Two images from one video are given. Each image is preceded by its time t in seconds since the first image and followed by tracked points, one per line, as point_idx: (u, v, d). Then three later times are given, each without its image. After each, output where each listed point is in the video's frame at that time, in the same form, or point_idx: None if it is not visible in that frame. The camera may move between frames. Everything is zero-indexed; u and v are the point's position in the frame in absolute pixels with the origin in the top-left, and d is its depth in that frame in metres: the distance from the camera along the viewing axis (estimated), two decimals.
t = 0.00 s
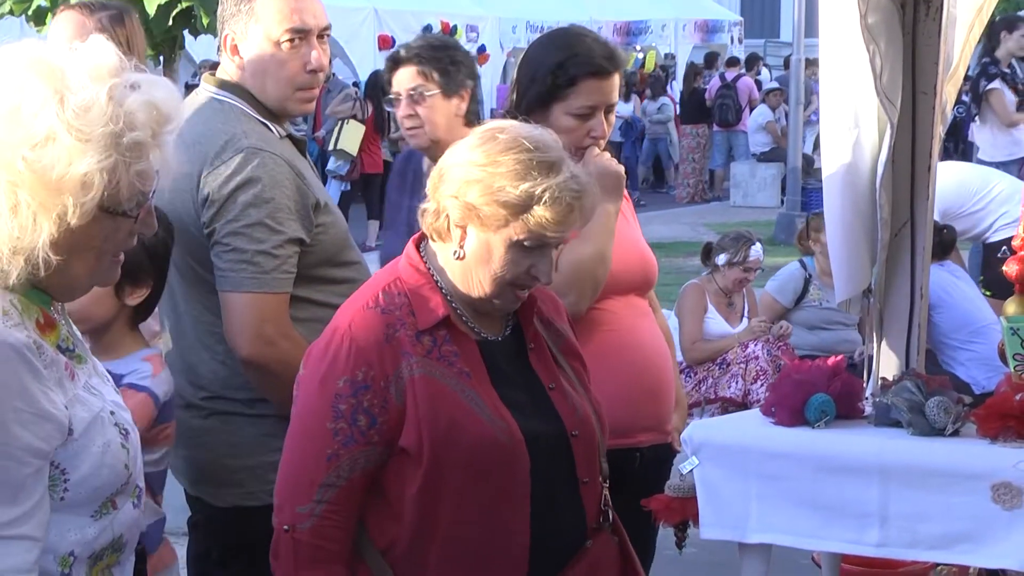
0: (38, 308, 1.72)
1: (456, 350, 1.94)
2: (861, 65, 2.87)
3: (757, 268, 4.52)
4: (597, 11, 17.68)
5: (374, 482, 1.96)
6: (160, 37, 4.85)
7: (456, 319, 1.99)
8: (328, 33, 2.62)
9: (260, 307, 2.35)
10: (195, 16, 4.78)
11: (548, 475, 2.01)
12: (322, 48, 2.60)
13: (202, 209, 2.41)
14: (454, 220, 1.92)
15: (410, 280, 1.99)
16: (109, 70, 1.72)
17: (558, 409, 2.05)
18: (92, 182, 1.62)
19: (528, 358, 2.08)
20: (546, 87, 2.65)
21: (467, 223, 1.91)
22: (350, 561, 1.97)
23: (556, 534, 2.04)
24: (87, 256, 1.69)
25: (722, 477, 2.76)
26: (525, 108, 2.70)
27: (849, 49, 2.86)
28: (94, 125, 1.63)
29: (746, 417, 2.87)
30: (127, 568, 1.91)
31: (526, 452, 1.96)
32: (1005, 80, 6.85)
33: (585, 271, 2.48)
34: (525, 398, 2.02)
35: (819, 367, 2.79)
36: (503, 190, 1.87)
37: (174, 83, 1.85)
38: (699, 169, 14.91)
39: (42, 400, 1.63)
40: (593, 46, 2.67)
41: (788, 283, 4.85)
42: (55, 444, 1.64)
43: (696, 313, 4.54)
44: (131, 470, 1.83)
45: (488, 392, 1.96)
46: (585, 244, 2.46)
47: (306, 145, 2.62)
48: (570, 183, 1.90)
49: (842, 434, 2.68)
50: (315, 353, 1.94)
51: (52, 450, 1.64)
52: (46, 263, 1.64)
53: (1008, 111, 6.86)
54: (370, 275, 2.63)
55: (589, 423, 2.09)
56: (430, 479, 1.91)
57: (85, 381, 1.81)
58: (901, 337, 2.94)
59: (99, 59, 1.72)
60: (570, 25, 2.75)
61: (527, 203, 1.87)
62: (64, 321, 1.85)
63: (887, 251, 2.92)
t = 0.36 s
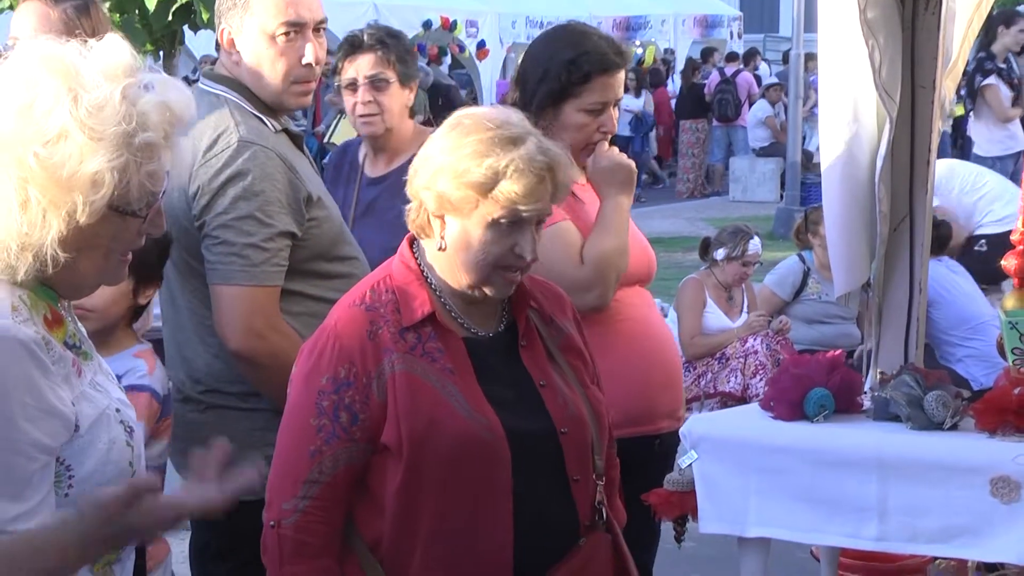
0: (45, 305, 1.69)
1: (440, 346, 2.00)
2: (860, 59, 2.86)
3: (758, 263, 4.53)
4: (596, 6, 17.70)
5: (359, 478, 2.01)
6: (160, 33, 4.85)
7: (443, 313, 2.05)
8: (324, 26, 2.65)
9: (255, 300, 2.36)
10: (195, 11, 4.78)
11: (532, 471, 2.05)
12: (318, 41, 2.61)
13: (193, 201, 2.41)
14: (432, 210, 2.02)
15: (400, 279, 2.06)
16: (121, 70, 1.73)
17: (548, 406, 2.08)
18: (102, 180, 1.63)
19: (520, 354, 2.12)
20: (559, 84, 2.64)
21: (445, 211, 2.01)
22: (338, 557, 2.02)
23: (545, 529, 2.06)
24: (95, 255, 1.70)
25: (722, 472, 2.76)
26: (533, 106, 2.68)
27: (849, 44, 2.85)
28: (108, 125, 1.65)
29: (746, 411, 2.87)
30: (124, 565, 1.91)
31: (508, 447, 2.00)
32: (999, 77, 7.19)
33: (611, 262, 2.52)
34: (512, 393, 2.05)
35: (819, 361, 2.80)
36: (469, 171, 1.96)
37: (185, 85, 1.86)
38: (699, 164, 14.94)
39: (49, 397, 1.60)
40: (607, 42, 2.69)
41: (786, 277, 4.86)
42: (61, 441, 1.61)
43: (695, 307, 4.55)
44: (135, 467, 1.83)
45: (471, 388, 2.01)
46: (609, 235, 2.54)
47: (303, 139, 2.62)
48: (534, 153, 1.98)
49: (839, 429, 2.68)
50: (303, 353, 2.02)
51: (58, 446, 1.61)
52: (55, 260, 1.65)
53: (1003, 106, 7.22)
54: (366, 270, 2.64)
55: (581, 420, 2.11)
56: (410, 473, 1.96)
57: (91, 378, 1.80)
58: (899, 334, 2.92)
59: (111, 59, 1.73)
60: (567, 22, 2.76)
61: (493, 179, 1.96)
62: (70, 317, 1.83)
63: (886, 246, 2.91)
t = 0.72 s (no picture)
0: (57, 300, 1.81)
1: (434, 343, 2.09)
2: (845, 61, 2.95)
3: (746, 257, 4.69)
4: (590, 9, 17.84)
5: (357, 472, 2.10)
6: (167, 37, 4.95)
7: (438, 311, 2.16)
8: (324, 32, 2.72)
9: (257, 297, 2.45)
10: (201, 17, 4.88)
11: (524, 464, 2.13)
12: (320, 46, 2.69)
13: (197, 201, 2.50)
14: (425, 211, 2.13)
15: (397, 278, 2.16)
16: (134, 75, 1.90)
17: (541, 401, 2.17)
18: (106, 181, 1.78)
19: (512, 350, 2.21)
20: (587, 98, 2.83)
21: (438, 208, 2.12)
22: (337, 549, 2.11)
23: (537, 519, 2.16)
24: (98, 254, 1.83)
25: (711, 463, 2.84)
26: (560, 121, 2.86)
27: (834, 45, 2.93)
28: (115, 129, 1.80)
29: (736, 404, 2.95)
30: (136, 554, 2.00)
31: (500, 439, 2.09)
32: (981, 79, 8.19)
33: (623, 264, 2.77)
34: (505, 388, 2.15)
35: (806, 356, 2.88)
36: (455, 164, 2.08)
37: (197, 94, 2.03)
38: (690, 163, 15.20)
39: (61, 390, 1.72)
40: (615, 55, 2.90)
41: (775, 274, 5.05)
42: (72, 432, 1.74)
43: (685, 303, 4.68)
44: (145, 459, 1.93)
45: (465, 384, 2.10)
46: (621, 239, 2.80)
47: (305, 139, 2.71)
48: (509, 134, 2.11)
49: (825, 421, 2.77)
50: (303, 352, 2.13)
51: (70, 436, 1.73)
52: (57, 256, 1.78)
53: (984, 108, 8.13)
54: (365, 269, 2.73)
55: (574, 414, 2.20)
56: (404, 466, 2.05)
57: (101, 372, 1.91)
58: (884, 329, 2.98)
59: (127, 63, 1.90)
60: (559, 34, 2.96)
61: (479, 167, 2.08)
62: (80, 313, 1.94)
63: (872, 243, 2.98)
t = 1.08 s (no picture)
0: (61, 297, 1.91)
1: (433, 339, 2.18)
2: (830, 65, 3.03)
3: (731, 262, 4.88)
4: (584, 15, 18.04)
5: (358, 466, 2.18)
6: (171, 43, 5.05)
7: (436, 308, 2.24)
8: (324, 36, 2.80)
9: (258, 295, 2.53)
10: (203, 23, 4.98)
11: (520, 456, 2.22)
12: (320, 50, 2.78)
13: (204, 203, 2.59)
14: (431, 208, 2.20)
15: (393, 275, 2.24)
16: (133, 81, 1.97)
17: (536, 394, 2.26)
18: (98, 180, 1.83)
19: (509, 343, 2.30)
20: (586, 103, 2.92)
21: (445, 204, 2.19)
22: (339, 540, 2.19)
23: (535, 508, 2.25)
24: (93, 255, 1.90)
25: (699, 455, 2.92)
26: (562, 125, 2.94)
27: (819, 52, 3.04)
28: (109, 131, 1.86)
29: (723, 398, 3.04)
30: (140, 543, 2.09)
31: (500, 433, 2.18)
32: (960, 83, 8.28)
33: (613, 265, 2.85)
34: (503, 381, 2.24)
35: (791, 350, 2.97)
36: (461, 160, 2.17)
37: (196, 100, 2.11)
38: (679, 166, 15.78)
39: (65, 384, 1.82)
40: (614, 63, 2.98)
41: (761, 270, 5.40)
42: (76, 424, 1.83)
43: (671, 301, 4.95)
44: (148, 450, 2.02)
45: (464, 378, 2.18)
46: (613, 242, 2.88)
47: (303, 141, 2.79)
48: (509, 127, 2.23)
49: (811, 415, 2.85)
50: (303, 349, 2.20)
51: (74, 429, 1.83)
52: (48, 251, 1.84)
53: (963, 110, 8.20)
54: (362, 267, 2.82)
55: (568, 406, 2.30)
56: (406, 459, 2.13)
57: (106, 365, 1.99)
58: (866, 327, 3.05)
59: (128, 69, 1.97)
60: (562, 41, 3.04)
61: (485, 161, 2.18)
62: (86, 310, 2.04)
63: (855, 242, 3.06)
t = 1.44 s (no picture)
0: (68, 296, 1.97)
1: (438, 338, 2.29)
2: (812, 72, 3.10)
3: (719, 270, 5.09)
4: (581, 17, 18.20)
5: (366, 461, 2.28)
6: (178, 50, 5.17)
7: (439, 307, 2.35)
8: (329, 44, 2.91)
9: (269, 296, 2.62)
10: (210, 31, 5.09)
11: (522, 449, 2.33)
12: (324, 58, 2.88)
13: (217, 208, 2.69)
14: (436, 207, 2.30)
15: (396, 276, 2.35)
16: (141, 88, 2.02)
17: (536, 389, 2.38)
18: (94, 180, 1.89)
19: (508, 340, 2.43)
20: (571, 94, 3.02)
21: (450, 203, 2.30)
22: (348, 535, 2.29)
23: (536, 501, 2.36)
24: (93, 254, 1.94)
25: (688, 449, 3.03)
26: (548, 118, 3.04)
27: (803, 55, 3.10)
28: (110, 132, 1.92)
29: (713, 393, 3.13)
30: (147, 534, 2.19)
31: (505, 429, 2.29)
32: (939, 89, 8.37)
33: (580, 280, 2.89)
34: (506, 379, 2.36)
35: (776, 347, 3.05)
36: (463, 159, 2.28)
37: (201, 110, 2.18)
38: (670, 168, 16.89)
39: (72, 380, 1.86)
40: (586, 66, 3.06)
41: (743, 273, 5.77)
42: (82, 419, 1.87)
43: (662, 304, 5.12)
44: (154, 444, 2.11)
45: (469, 375, 2.29)
46: (618, 244, 2.86)
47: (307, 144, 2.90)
48: (502, 124, 2.36)
49: (797, 409, 2.94)
50: (311, 348, 2.29)
51: (79, 423, 1.86)
52: (43, 245, 1.89)
53: (944, 114, 8.31)
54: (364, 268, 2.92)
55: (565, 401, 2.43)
56: (414, 453, 2.23)
57: (112, 362, 2.08)
58: (852, 322, 3.17)
59: (135, 76, 2.03)
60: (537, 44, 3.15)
61: (485, 159, 2.30)
62: (93, 308, 2.12)
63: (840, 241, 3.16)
